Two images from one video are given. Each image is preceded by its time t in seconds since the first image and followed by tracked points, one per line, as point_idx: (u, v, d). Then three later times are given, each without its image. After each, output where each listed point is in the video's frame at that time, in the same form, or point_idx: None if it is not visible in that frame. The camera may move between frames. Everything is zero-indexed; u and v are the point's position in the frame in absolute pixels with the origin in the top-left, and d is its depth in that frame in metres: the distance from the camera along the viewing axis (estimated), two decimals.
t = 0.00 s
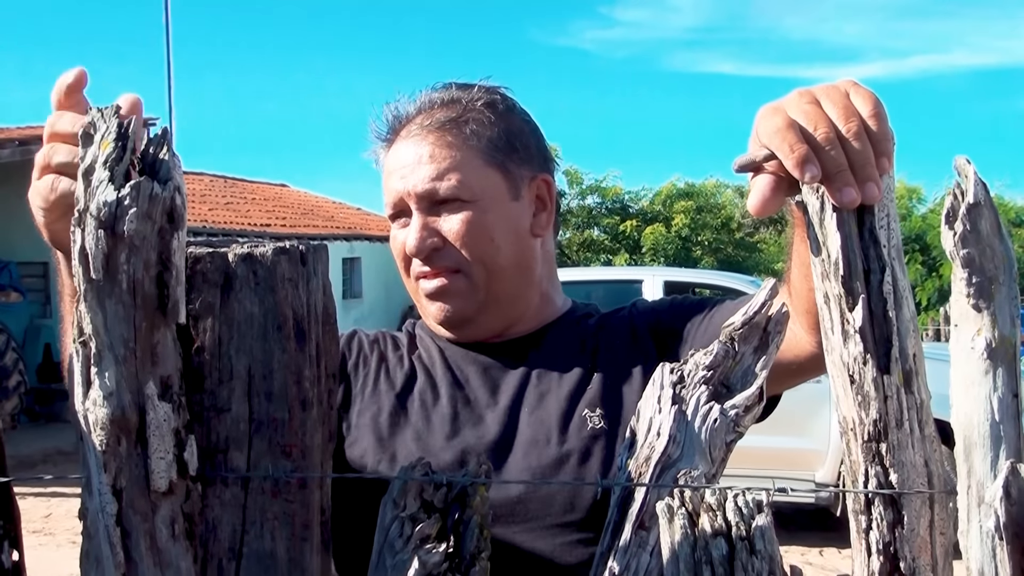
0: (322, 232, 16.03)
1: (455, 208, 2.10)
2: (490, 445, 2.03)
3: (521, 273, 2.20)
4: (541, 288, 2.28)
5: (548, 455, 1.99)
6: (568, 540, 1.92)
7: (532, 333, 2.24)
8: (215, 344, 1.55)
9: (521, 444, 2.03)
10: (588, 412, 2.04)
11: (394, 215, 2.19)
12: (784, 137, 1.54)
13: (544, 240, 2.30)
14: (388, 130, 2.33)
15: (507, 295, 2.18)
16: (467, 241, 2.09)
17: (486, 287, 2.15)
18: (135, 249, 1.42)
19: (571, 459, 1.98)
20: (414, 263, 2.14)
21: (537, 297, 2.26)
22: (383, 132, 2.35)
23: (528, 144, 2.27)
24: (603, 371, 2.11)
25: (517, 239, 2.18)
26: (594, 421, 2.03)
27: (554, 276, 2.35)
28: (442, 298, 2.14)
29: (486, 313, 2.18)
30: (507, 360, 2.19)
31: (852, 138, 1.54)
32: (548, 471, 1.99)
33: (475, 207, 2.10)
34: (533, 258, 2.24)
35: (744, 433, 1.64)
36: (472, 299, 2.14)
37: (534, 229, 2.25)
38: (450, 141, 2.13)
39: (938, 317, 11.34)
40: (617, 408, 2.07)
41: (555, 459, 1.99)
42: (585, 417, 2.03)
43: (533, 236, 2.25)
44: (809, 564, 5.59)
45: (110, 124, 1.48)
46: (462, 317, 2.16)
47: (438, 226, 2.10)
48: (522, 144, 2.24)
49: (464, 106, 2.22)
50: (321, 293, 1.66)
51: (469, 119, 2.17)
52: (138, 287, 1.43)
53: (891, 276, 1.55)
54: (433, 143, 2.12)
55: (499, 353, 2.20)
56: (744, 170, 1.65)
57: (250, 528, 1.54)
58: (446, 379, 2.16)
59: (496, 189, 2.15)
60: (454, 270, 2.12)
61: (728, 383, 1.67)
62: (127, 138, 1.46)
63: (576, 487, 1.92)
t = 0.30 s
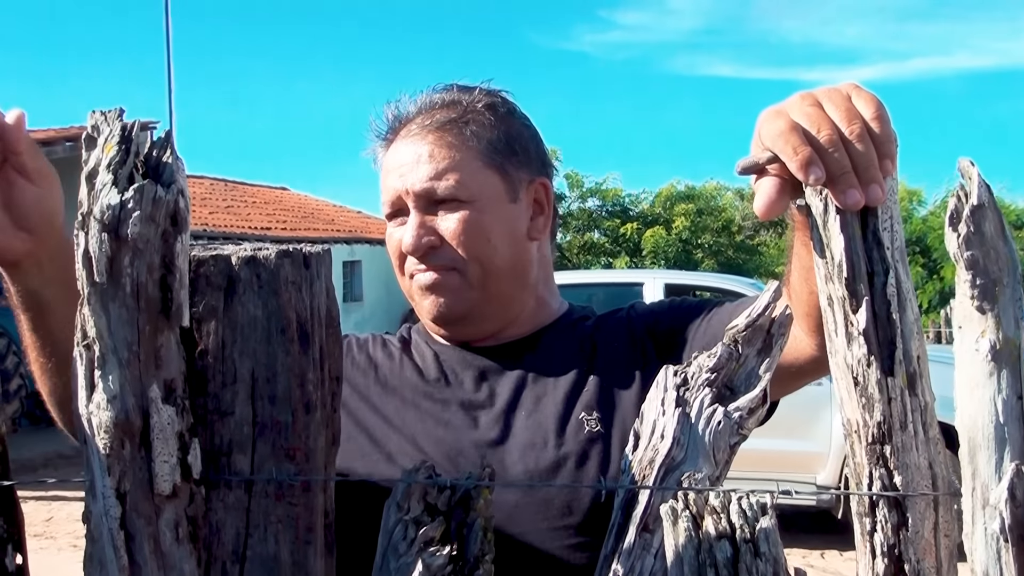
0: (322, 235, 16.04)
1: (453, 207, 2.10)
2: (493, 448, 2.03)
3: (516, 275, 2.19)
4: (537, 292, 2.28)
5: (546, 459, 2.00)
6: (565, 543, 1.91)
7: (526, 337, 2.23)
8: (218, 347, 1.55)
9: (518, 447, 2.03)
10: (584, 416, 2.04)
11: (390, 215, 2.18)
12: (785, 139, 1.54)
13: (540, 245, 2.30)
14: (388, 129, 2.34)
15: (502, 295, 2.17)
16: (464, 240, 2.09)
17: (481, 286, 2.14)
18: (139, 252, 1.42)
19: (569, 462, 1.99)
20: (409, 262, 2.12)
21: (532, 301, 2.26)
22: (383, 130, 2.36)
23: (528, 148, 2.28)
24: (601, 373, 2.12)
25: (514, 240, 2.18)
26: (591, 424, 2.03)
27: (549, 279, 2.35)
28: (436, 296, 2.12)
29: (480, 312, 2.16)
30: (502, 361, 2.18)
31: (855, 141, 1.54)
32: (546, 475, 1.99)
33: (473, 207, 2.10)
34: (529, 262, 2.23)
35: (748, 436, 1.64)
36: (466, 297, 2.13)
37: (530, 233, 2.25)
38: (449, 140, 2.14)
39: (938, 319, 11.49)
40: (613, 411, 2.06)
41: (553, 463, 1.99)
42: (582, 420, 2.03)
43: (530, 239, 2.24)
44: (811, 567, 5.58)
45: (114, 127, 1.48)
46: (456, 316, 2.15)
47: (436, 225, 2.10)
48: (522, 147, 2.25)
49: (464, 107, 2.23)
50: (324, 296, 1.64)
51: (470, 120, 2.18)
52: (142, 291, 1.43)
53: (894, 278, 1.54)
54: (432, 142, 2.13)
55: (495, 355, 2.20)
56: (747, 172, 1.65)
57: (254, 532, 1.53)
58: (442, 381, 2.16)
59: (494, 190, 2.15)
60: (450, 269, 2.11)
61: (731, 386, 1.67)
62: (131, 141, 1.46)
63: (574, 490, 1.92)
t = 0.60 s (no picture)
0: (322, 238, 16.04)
1: (498, 202, 2.19)
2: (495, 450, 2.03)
3: (539, 272, 2.28)
4: (547, 290, 2.34)
5: (538, 461, 1.98)
6: (560, 544, 1.90)
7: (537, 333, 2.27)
8: (221, 349, 1.55)
9: (512, 450, 2.02)
10: (577, 418, 2.03)
11: (422, 204, 2.22)
12: (789, 142, 1.55)
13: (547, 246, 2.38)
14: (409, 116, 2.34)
15: (530, 289, 2.24)
16: (509, 235, 2.18)
17: (516, 280, 2.20)
18: (141, 255, 1.42)
19: (559, 463, 1.97)
20: (448, 251, 2.18)
21: (544, 299, 2.32)
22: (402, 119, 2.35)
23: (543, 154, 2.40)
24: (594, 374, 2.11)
25: (540, 239, 2.28)
26: (582, 426, 2.01)
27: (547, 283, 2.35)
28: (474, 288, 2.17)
29: (511, 305, 2.21)
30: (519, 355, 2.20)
31: (858, 143, 1.55)
32: (538, 477, 1.97)
33: (515, 203, 2.20)
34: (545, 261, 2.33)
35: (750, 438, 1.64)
36: (505, 290, 2.18)
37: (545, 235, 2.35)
38: (488, 136, 2.21)
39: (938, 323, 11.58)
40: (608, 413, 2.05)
41: (544, 465, 1.98)
42: (573, 423, 2.02)
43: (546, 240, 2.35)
44: (812, 570, 5.58)
45: (115, 130, 1.48)
46: (489, 308, 2.18)
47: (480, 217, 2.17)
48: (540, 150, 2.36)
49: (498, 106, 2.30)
50: (326, 299, 1.64)
51: (508, 120, 2.27)
52: (144, 293, 1.43)
53: (897, 280, 1.54)
54: (471, 137, 2.20)
55: (511, 349, 2.22)
56: (749, 175, 1.65)
57: (256, 534, 1.53)
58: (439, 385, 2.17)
59: (527, 190, 2.25)
60: (489, 261, 2.17)
61: (734, 388, 1.67)
62: (133, 144, 1.47)
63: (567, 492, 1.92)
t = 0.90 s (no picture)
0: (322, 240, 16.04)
1: (462, 206, 2.11)
2: (496, 452, 2.03)
3: (518, 280, 2.19)
4: (538, 298, 2.27)
5: (538, 464, 1.98)
6: (556, 548, 1.90)
7: (521, 341, 2.23)
8: (222, 351, 1.55)
9: (513, 453, 2.02)
10: (578, 422, 2.03)
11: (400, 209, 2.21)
12: (791, 142, 1.55)
13: (546, 252, 2.30)
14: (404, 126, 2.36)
15: (502, 297, 2.16)
16: (470, 240, 2.09)
17: (483, 288, 2.13)
18: (143, 256, 1.42)
19: (559, 467, 1.97)
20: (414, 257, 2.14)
21: (533, 306, 2.25)
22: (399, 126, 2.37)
23: (539, 156, 2.28)
24: (596, 379, 2.11)
25: (518, 246, 2.17)
26: (583, 430, 2.01)
27: (550, 288, 2.33)
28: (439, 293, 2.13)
29: (479, 313, 2.15)
30: (505, 362, 2.19)
31: (859, 143, 1.55)
32: (537, 480, 1.97)
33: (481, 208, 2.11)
34: (532, 268, 2.23)
35: (752, 439, 1.64)
36: (469, 297, 2.13)
37: (536, 240, 2.25)
38: (462, 140, 2.15)
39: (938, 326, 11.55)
40: (606, 417, 2.04)
41: (543, 469, 1.98)
42: (574, 427, 2.02)
43: (535, 246, 2.24)
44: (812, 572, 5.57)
45: (117, 131, 1.48)
46: (455, 315, 2.15)
47: (444, 222, 2.11)
48: (534, 154, 2.26)
49: (482, 111, 2.25)
50: (328, 301, 1.64)
51: (487, 124, 2.20)
52: (145, 295, 1.43)
53: (899, 282, 1.54)
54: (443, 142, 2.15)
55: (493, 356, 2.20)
56: (751, 177, 1.65)
57: (257, 536, 1.53)
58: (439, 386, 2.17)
59: (503, 195, 2.16)
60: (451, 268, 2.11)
61: (735, 390, 1.67)
62: (134, 145, 1.47)
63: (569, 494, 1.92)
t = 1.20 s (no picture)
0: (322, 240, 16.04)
1: (438, 210, 2.12)
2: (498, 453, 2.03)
3: (502, 283, 2.17)
4: (534, 299, 2.26)
5: (534, 462, 1.99)
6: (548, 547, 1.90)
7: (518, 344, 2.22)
8: (225, 351, 1.55)
9: (507, 451, 2.02)
10: (577, 422, 2.03)
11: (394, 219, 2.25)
12: (793, 143, 1.56)
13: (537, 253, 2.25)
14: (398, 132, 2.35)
15: (486, 300, 2.15)
16: (444, 244, 2.09)
17: (463, 292, 2.12)
18: (146, 256, 1.42)
19: (555, 467, 1.98)
20: (400, 264, 2.17)
21: (527, 309, 2.24)
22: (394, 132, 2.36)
23: (524, 156, 2.25)
24: (597, 380, 2.10)
25: (500, 248, 2.15)
26: (582, 431, 2.01)
27: (554, 291, 2.34)
28: (423, 300, 2.14)
29: (464, 316, 2.15)
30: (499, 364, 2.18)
31: (861, 143, 1.55)
32: (532, 480, 1.98)
33: (456, 211, 2.10)
34: (523, 270, 2.21)
35: (755, 441, 1.64)
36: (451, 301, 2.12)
37: (522, 241, 2.20)
38: (436, 148, 2.17)
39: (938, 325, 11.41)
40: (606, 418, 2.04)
41: (539, 468, 1.99)
42: (573, 427, 2.02)
43: (523, 248, 2.20)
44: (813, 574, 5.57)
45: (121, 131, 1.48)
46: (443, 320, 2.16)
47: (420, 226, 2.13)
48: (515, 155, 2.23)
49: (463, 115, 2.26)
50: (331, 302, 1.64)
51: (462, 127, 2.20)
52: (149, 295, 1.43)
53: (903, 283, 1.54)
54: (422, 150, 2.18)
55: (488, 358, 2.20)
56: (754, 178, 1.66)
57: (260, 536, 1.53)
58: (439, 379, 2.17)
59: (481, 196, 2.14)
60: (432, 273, 2.12)
61: (738, 392, 1.67)
62: (138, 145, 1.46)
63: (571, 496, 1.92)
